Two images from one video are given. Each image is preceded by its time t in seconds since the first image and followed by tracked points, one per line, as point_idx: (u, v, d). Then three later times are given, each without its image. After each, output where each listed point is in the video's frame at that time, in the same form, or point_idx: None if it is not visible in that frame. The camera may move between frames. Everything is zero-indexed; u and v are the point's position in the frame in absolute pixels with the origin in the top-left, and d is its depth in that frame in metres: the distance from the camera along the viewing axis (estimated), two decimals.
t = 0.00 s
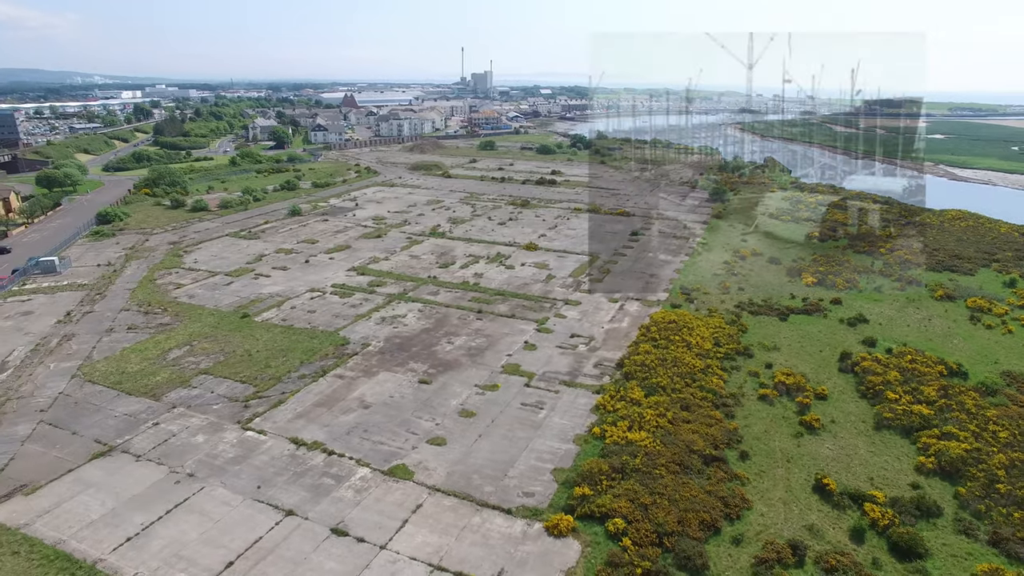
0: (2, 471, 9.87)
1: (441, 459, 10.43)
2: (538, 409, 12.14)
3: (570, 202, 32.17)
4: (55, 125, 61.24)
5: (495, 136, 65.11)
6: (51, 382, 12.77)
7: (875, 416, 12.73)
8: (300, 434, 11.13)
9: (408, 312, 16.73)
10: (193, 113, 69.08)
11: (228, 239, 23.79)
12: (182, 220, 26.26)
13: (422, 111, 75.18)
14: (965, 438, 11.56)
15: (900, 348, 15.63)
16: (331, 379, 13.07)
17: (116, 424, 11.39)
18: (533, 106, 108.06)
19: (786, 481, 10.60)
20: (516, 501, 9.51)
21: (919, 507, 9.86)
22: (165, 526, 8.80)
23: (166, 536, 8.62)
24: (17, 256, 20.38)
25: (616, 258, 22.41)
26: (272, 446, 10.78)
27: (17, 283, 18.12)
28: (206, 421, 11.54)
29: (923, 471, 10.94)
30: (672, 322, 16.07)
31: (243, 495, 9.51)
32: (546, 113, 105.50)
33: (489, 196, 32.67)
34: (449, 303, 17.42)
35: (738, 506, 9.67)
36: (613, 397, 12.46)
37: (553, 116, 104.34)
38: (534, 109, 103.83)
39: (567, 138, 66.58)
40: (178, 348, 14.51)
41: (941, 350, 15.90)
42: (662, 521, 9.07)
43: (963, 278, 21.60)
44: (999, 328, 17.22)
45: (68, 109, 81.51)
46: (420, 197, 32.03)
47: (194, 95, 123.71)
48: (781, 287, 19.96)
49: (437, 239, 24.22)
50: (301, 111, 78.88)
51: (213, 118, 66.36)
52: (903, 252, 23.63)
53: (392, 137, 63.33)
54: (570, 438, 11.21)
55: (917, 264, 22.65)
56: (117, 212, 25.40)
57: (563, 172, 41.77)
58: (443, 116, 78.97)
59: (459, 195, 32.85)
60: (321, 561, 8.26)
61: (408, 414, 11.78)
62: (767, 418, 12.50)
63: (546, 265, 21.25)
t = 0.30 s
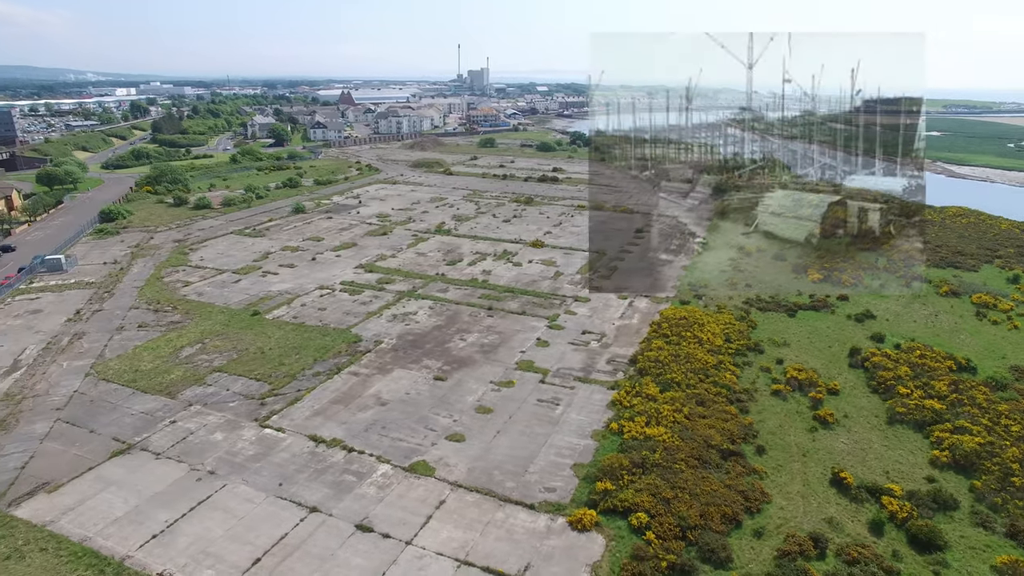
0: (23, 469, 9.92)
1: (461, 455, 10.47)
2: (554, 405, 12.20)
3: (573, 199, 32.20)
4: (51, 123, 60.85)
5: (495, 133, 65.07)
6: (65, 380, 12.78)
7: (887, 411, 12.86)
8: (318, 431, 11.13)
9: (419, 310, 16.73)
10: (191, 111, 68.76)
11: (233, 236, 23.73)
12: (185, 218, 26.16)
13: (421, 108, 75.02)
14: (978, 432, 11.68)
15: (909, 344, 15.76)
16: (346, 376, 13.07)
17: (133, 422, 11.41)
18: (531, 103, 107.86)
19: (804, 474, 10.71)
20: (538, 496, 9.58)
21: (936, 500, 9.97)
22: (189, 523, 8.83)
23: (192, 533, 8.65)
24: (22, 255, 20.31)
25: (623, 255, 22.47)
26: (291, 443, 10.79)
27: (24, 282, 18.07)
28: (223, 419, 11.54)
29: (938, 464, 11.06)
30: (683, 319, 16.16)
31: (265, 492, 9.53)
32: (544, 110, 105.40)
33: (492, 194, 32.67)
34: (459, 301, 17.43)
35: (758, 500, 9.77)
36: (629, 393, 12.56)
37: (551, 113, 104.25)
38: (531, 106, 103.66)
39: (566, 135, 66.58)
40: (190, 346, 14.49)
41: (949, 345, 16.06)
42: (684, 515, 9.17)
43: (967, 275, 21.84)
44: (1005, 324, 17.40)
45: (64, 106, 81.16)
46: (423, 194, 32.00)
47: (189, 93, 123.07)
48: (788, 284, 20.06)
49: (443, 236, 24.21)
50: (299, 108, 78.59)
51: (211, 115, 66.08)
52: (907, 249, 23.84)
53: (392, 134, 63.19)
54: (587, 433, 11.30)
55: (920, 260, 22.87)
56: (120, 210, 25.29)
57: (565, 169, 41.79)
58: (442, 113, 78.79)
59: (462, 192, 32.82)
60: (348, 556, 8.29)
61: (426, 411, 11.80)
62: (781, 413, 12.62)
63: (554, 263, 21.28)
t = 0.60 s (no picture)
0: (44, 464, 9.98)
1: (480, 449, 10.52)
2: (570, 399, 12.28)
3: (576, 194, 32.21)
4: (47, 119, 60.42)
5: (494, 128, 64.94)
6: (79, 377, 12.79)
7: (898, 403, 13.00)
8: (337, 425, 11.13)
9: (429, 304, 16.74)
10: (187, 106, 68.30)
11: (238, 232, 23.66)
12: (188, 213, 26.05)
13: (419, 103, 74.73)
14: (989, 424, 11.83)
15: (916, 337, 15.90)
16: (361, 371, 13.08)
17: (150, 418, 11.43)
18: (528, 98, 107.52)
19: (820, 466, 10.84)
20: (560, 489, 9.66)
21: (951, 491, 10.10)
22: (213, 518, 8.87)
23: (216, 528, 8.68)
24: (26, 251, 20.26)
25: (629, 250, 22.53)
26: (310, 437, 10.79)
27: (30, 277, 18.03)
28: (240, 414, 11.54)
29: (951, 456, 11.20)
30: (693, 312, 16.25)
31: (288, 487, 9.54)
32: (541, 105, 105.15)
33: (495, 189, 32.65)
34: (469, 296, 17.45)
35: (777, 492, 9.90)
36: (644, 386, 12.67)
37: (548, 107, 104.07)
38: (528, 101, 103.34)
39: (565, 130, 66.52)
40: (202, 342, 14.48)
41: (956, 338, 16.20)
42: (706, 506, 9.30)
43: (970, 268, 22.05)
44: (1009, 317, 17.58)
45: (59, 102, 80.64)
46: (426, 189, 31.95)
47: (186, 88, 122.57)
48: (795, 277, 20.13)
49: (449, 231, 24.19)
50: (296, 103, 78.18)
51: (208, 110, 65.69)
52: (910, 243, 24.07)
53: (391, 129, 62.98)
54: (604, 426, 11.40)
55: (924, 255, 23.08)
56: (123, 206, 25.19)
57: (566, 164, 41.78)
58: (440, 108, 78.46)
59: (465, 187, 32.78)
60: (374, 550, 8.33)
61: (442, 405, 11.84)
62: (794, 406, 12.77)
63: (560, 257, 21.33)
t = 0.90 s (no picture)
0: (65, 458, 10.03)
1: (500, 441, 10.58)
2: (585, 391, 12.36)
3: (579, 187, 32.20)
4: (43, 113, 59.92)
5: (494, 121, 64.72)
6: (93, 371, 12.78)
7: (909, 394, 13.13)
8: (355, 418, 11.16)
9: (439, 298, 16.74)
10: (184, 99, 67.81)
11: (242, 226, 23.57)
12: (192, 207, 25.94)
13: (418, 96, 74.28)
14: (1000, 415, 11.96)
15: (925, 329, 16.01)
16: (375, 364, 13.09)
17: (167, 412, 11.44)
18: (526, 92, 107.05)
19: (835, 456, 10.97)
20: (580, 480, 9.76)
21: (966, 480, 10.22)
22: (238, 511, 8.91)
23: (241, 520, 8.73)
24: (31, 245, 20.18)
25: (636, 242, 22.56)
26: (329, 430, 10.81)
27: (37, 272, 17.99)
28: (257, 407, 11.54)
29: (963, 446, 11.32)
30: (703, 305, 16.33)
31: (310, 479, 9.58)
32: (539, 98, 104.84)
33: (498, 182, 32.58)
34: (478, 289, 17.46)
35: (795, 481, 10.02)
36: (658, 378, 12.77)
37: (546, 100, 103.72)
38: (525, 95, 102.89)
39: (565, 123, 66.36)
40: (214, 335, 14.47)
41: (963, 330, 16.33)
42: (726, 496, 9.43)
43: (973, 261, 22.19)
44: (1015, 309, 17.73)
45: (54, 95, 79.89)
46: (429, 183, 31.84)
47: (181, 81, 121.64)
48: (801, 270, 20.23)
49: (454, 224, 24.14)
50: (293, 96, 77.62)
51: (205, 103, 65.27)
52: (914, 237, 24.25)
53: (390, 122, 62.68)
54: (621, 418, 11.50)
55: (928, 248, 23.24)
56: (126, 199, 25.06)
57: (568, 157, 41.67)
58: (438, 101, 78.07)
59: (468, 181, 32.68)
60: (400, 541, 8.38)
61: (459, 397, 11.89)
62: (807, 397, 12.89)
63: (568, 250, 21.34)
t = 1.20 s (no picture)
0: (86, 449, 10.08)
1: (519, 431, 10.66)
2: (600, 381, 12.46)
3: (583, 178, 32.15)
4: (39, 104, 59.41)
5: (493, 112, 64.43)
6: (107, 364, 12.79)
7: (920, 383, 13.24)
8: (373, 409, 11.19)
9: (450, 289, 16.74)
10: (181, 91, 67.24)
11: (247, 217, 23.47)
12: (195, 199, 25.82)
13: (416, 87, 73.80)
14: (1011, 404, 12.09)
15: (933, 320, 16.11)
16: (390, 355, 13.11)
17: (185, 403, 11.47)
18: (524, 82, 106.44)
19: (850, 444, 11.09)
20: (601, 469, 9.88)
21: (980, 467, 10.34)
22: (262, 501, 8.96)
23: (267, 511, 8.78)
24: (36, 238, 20.11)
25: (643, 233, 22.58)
26: (348, 421, 10.84)
27: (45, 264, 17.95)
28: (275, 399, 11.55)
29: (976, 434, 11.44)
30: (713, 296, 16.39)
31: (332, 470, 9.61)
32: (538, 89, 104.34)
33: (501, 173, 32.50)
34: (488, 280, 17.47)
35: (812, 469, 10.14)
36: (673, 368, 12.87)
37: (544, 91, 103.30)
38: (523, 86, 102.32)
39: (564, 114, 66.14)
40: (227, 327, 14.46)
41: (970, 320, 16.44)
42: (746, 484, 9.58)
43: (978, 252, 22.30)
44: (1021, 299, 17.84)
45: (48, 87, 79.12)
46: (432, 174, 31.73)
47: (176, 72, 120.73)
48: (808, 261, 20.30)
49: (460, 216, 24.09)
50: (291, 87, 77.01)
51: (202, 95, 64.73)
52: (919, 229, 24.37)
53: (389, 114, 62.31)
54: (637, 408, 11.62)
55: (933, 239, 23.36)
56: (129, 191, 24.91)
57: (570, 148, 41.55)
58: (437, 92, 77.62)
59: (471, 172, 32.58)
60: (426, 530, 8.45)
61: (475, 387, 11.94)
62: (819, 387, 13.00)
63: (575, 241, 21.33)
